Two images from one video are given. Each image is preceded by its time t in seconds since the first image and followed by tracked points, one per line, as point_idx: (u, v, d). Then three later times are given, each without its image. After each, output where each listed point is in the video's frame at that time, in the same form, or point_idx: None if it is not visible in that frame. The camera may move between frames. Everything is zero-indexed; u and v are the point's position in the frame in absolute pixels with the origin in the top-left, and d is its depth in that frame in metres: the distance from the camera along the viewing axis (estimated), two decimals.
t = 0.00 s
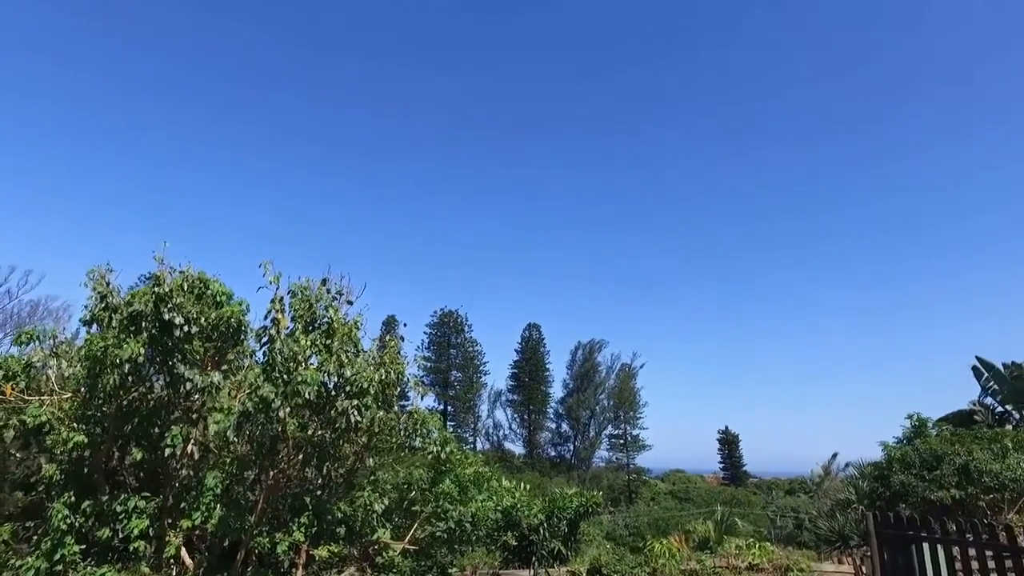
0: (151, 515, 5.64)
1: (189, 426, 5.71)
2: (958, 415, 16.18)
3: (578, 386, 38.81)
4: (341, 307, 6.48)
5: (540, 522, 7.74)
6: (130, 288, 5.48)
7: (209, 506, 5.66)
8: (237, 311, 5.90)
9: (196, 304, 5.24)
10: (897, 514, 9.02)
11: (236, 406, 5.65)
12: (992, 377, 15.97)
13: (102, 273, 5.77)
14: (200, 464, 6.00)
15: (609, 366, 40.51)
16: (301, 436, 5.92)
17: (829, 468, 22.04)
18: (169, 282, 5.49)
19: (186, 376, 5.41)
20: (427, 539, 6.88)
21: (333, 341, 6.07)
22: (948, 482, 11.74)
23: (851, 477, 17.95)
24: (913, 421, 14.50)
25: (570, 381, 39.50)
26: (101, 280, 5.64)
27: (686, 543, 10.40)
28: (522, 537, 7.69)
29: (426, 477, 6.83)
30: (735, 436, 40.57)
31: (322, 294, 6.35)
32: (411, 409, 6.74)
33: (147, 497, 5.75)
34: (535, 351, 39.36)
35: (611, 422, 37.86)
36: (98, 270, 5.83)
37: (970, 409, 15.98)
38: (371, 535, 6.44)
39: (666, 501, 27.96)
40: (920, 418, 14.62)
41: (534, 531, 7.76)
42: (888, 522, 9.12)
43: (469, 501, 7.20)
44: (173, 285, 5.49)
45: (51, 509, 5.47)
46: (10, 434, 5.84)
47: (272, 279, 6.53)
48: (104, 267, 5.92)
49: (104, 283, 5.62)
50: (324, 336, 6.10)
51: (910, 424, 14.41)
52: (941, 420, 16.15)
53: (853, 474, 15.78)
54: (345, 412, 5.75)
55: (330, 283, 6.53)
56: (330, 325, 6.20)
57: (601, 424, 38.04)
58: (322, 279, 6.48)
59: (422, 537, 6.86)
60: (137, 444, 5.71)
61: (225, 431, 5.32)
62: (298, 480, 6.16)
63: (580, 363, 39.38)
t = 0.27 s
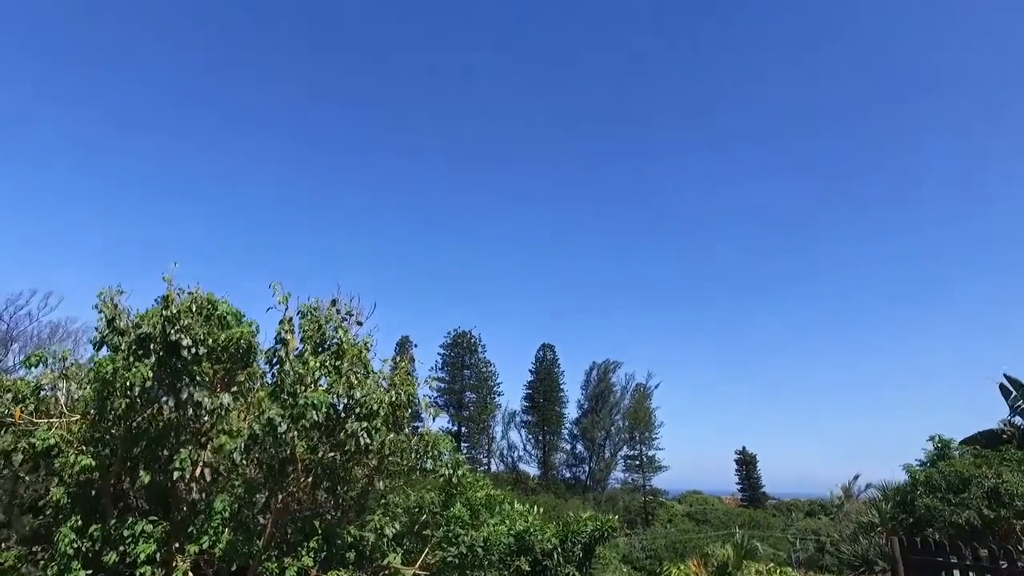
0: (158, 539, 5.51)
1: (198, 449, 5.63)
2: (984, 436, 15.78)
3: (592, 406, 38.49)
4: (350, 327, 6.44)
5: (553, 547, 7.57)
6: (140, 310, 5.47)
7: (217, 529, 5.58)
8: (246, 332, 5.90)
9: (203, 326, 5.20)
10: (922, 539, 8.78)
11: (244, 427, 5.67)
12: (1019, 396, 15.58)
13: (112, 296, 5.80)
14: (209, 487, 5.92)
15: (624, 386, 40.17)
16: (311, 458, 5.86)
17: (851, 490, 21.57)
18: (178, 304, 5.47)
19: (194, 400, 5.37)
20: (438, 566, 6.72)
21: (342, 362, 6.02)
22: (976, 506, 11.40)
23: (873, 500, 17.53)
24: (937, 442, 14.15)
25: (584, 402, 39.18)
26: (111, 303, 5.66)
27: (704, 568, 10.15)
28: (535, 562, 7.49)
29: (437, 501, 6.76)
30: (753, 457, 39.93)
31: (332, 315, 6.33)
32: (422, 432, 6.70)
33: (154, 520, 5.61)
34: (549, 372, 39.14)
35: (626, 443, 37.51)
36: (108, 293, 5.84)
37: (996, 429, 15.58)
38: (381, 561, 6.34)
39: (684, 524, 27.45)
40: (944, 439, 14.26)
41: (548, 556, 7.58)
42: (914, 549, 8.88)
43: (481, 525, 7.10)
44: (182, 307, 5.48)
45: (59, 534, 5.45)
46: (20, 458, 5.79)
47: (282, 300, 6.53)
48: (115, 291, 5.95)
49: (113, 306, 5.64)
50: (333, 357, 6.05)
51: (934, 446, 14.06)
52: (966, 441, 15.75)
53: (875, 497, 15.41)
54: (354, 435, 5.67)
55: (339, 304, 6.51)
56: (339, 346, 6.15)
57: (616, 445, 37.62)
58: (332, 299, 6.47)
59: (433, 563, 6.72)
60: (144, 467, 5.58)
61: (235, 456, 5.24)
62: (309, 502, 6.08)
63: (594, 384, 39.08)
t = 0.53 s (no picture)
0: (165, 559, 5.40)
1: (206, 468, 5.57)
2: (1009, 453, 15.40)
3: (606, 423, 38.18)
4: (360, 345, 6.43)
5: (566, 567, 7.42)
6: (149, 328, 5.46)
7: (225, 549, 5.45)
8: (256, 349, 5.88)
9: (212, 344, 5.17)
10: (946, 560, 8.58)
11: (255, 449, 5.55)
12: None
13: (122, 313, 5.80)
14: (216, 506, 5.85)
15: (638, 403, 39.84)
16: (319, 476, 5.79)
17: (871, 508, 21.14)
18: (187, 322, 5.46)
19: (202, 419, 5.33)
20: None
21: (351, 379, 5.97)
22: (1002, 526, 11.11)
23: (896, 518, 17.15)
24: (960, 459, 13.83)
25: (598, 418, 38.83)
26: (121, 321, 5.66)
27: None
28: None
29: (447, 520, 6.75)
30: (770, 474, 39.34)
31: (341, 332, 6.31)
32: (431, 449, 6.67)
33: (162, 540, 5.55)
34: (562, 388, 38.90)
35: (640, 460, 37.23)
36: (120, 311, 5.84)
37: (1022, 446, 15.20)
38: None
39: (700, 542, 27.03)
40: (968, 456, 13.94)
41: None
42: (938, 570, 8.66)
43: (491, 545, 7.23)
44: (191, 325, 5.46)
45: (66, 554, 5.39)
46: (28, 477, 5.70)
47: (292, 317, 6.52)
48: (126, 308, 5.97)
49: (123, 323, 5.64)
50: (342, 374, 6.01)
51: (958, 463, 13.74)
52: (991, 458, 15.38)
53: (896, 515, 15.06)
54: (362, 453, 5.61)
55: (348, 321, 6.50)
56: (348, 363, 6.12)
57: (631, 462, 37.26)
58: (341, 316, 6.46)
59: None
60: (152, 485, 5.52)
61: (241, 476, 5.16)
62: (319, 521, 6.02)
63: (608, 400, 38.78)
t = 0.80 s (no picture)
0: None
1: (213, 488, 5.53)
2: None
3: (620, 441, 37.83)
4: (369, 363, 6.42)
5: None
6: (157, 347, 5.46)
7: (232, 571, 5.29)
8: (264, 367, 5.88)
9: (220, 361, 5.16)
10: None
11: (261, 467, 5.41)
12: None
13: (131, 331, 5.81)
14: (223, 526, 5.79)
15: (652, 420, 39.50)
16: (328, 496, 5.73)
17: (893, 528, 20.72)
18: (195, 339, 5.46)
19: (210, 437, 5.32)
20: None
21: (360, 398, 5.96)
22: None
23: (918, 537, 16.80)
24: (986, 478, 13.52)
25: (612, 437, 38.48)
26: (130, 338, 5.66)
27: None
28: None
29: (458, 541, 6.76)
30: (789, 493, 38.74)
31: (350, 350, 6.31)
32: (442, 469, 6.68)
33: (167, 561, 5.50)
34: (575, 406, 38.66)
35: (655, 478, 36.91)
36: (129, 329, 5.85)
37: None
38: None
39: (717, 563, 26.55)
40: (994, 474, 13.62)
41: None
42: None
43: (503, 567, 7.13)
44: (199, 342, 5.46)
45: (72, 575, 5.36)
46: (36, 497, 5.69)
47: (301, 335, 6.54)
48: (134, 326, 5.98)
49: (132, 341, 5.64)
50: (351, 392, 6.00)
51: (984, 482, 13.43)
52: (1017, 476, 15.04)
53: (921, 535, 14.73)
54: (372, 473, 5.57)
55: (357, 339, 6.51)
56: (357, 382, 6.14)
57: (645, 481, 36.87)
58: (349, 335, 6.47)
59: None
60: (159, 506, 5.48)
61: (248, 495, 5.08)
62: (328, 542, 5.96)
63: (622, 418, 38.48)
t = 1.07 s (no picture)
0: None
1: (220, 507, 5.50)
2: None
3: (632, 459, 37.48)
4: (377, 380, 6.40)
5: None
6: (163, 364, 5.45)
7: None
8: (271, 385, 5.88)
9: (227, 378, 5.15)
10: None
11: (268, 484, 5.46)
12: None
13: (137, 349, 5.79)
14: (229, 545, 5.77)
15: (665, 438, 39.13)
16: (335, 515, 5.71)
17: (914, 547, 20.32)
18: (201, 357, 5.46)
19: (216, 454, 5.33)
20: None
21: (368, 416, 5.93)
22: None
23: (940, 557, 16.46)
24: (1009, 495, 13.25)
25: (625, 455, 38.14)
26: (136, 356, 5.66)
27: None
28: None
29: (468, 560, 6.70)
30: (806, 512, 38.16)
31: (358, 367, 6.29)
32: (450, 488, 6.64)
33: None
34: (587, 424, 38.39)
35: (667, 496, 36.54)
36: (135, 346, 5.83)
37: None
38: None
39: None
40: (1017, 492, 13.35)
41: None
42: None
43: None
44: (205, 360, 5.45)
45: None
46: (41, 516, 5.68)
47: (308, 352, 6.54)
48: (140, 343, 5.94)
49: (138, 358, 5.64)
50: (358, 410, 5.97)
51: (1008, 500, 13.15)
52: None
53: (943, 554, 14.43)
54: (379, 490, 5.55)
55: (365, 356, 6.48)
56: (365, 399, 6.09)
57: (659, 500, 36.47)
58: (357, 351, 6.45)
59: None
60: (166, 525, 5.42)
61: (256, 514, 5.05)
62: (337, 562, 5.90)
63: (635, 436, 38.16)
